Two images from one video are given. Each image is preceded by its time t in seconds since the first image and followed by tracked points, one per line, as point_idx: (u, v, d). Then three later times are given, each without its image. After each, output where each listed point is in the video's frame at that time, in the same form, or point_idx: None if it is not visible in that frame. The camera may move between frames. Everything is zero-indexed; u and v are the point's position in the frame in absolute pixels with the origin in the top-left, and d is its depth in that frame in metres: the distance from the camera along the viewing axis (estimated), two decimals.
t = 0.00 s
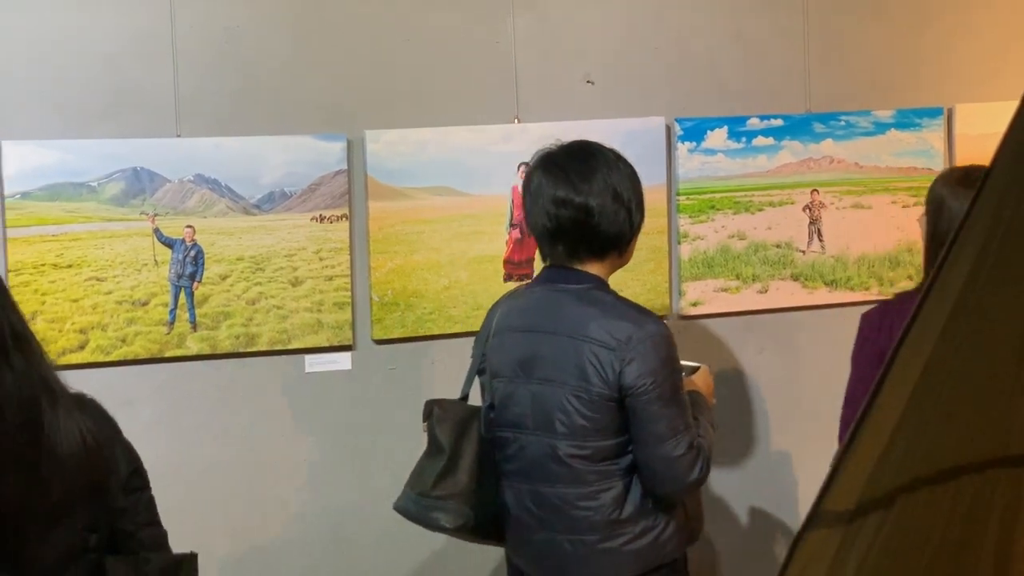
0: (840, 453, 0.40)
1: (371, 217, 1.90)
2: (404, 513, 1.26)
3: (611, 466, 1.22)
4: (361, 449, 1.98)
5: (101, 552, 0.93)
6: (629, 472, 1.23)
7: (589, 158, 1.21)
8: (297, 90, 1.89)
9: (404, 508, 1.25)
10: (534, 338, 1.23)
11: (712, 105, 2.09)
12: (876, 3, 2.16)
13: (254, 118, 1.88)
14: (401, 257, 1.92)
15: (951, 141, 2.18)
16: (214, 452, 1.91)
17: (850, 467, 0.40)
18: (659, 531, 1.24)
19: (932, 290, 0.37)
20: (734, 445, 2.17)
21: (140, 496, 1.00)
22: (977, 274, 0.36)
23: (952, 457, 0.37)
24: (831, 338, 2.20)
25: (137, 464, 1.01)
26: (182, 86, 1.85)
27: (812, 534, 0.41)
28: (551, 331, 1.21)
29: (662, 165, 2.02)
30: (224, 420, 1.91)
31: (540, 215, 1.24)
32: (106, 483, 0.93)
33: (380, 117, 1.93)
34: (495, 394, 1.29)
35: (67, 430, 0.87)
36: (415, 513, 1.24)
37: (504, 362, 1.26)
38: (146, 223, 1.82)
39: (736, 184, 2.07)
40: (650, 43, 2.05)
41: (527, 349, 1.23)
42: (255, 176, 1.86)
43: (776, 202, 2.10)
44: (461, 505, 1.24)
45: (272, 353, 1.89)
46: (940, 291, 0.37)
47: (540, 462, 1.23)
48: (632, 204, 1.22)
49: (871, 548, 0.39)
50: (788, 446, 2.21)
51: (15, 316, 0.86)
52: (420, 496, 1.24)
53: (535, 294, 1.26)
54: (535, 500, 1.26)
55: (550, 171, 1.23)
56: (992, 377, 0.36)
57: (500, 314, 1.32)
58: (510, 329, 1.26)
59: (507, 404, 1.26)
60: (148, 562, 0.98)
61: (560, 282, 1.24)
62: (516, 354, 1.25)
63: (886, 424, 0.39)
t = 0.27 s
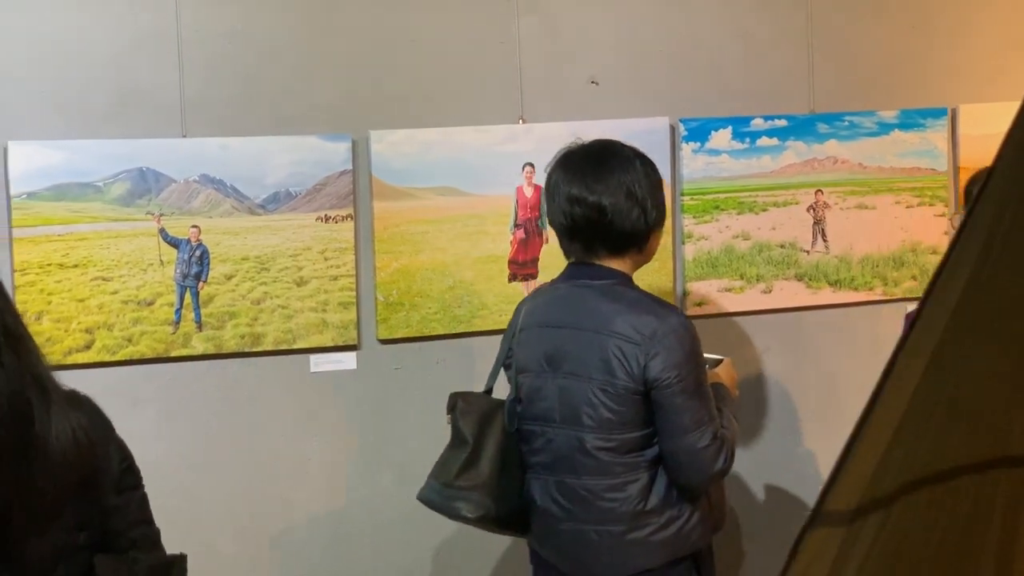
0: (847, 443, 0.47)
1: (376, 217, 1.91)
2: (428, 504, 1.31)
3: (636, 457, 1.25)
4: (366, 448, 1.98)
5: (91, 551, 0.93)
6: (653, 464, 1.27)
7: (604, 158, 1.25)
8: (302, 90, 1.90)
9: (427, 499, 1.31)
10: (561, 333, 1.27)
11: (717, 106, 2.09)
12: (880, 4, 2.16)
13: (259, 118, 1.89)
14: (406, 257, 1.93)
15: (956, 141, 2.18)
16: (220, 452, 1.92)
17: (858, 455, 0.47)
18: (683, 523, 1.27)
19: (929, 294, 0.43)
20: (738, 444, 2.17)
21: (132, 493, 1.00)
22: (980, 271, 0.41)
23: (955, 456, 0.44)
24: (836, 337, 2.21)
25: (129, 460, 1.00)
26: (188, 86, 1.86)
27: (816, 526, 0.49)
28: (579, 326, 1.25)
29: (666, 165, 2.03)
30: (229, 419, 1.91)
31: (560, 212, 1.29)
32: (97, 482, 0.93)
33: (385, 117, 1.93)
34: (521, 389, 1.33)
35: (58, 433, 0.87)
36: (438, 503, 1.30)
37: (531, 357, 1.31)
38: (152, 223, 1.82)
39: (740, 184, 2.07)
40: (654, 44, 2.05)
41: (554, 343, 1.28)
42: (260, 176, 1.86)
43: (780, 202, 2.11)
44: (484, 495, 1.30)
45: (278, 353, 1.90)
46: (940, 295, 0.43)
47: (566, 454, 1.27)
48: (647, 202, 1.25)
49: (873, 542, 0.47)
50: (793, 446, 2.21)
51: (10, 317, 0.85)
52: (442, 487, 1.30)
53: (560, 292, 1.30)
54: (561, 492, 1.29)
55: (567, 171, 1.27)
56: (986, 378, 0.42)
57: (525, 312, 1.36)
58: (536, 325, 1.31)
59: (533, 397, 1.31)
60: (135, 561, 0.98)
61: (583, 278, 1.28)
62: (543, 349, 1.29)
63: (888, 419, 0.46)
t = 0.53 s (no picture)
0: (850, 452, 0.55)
1: (381, 218, 1.91)
2: (455, 501, 1.33)
3: (654, 456, 1.26)
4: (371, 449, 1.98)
5: (71, 557, 0.88)
6: (671, 463, 1.28)
7: (618, 162, 1.27)
8: (307, 91, 1.90)
9: (456, 496, 1.32)
10: (580, 333, 1.28)
11: (721, 107, 2.09)
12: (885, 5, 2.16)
13: (264, 119, 1.89)
14: (411, 257, 1.93)
15: (960, 142, 2.18)
16: (225, 452, 1.92)
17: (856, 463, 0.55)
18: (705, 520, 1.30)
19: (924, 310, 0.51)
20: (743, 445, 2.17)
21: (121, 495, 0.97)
22: (975, 279, 0.49)
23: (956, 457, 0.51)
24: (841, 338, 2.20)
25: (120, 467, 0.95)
26: (193, 88, 1.86)
27: (825, 525, 0.58)
28: (598, 325, 1.26)
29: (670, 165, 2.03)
30: (234, 419, 1.92)
31: (577, 214, 1.31)
32: (79, 484, 0.89)
33: (390, 118, 1.94)
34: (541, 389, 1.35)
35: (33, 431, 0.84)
36: (466, 500, 1.31)
37: (550, 356, 1.32)
38: (157, 224, 1.83)
39: (745, 185, 2.07)
40: (658, 44, 2.05)
41: (573, 343, 1.29)
42: (265, 177, 1.86)
43: (785, 203, 2.10)
44: (510, 492, 1.31)
45: (283, 353, 1.90)
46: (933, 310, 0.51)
47: (584, 452, 1.28)
48: (659, 208, 1.26)
49: (877, 538, 0.54)
50: (798, 448, 2.20)
51: None
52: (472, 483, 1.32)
53: (579, 292, 1.32)
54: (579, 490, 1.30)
55: (584, 174, 1.29)
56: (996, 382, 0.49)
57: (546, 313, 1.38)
58: (556, 325, 1.32)
59: (552, 396, 1.32)
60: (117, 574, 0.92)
61: (601, 279, 1.30)
62: (562, 348, 1.30)
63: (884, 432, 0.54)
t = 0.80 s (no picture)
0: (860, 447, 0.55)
1: (386, 220, 1.91)
2: (468, 492, 1.37)
3: (670, 453, 1.27)
4: (376, 450, 1.98)
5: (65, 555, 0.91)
6: (687, 461, 1.28)
7: (637, 162, 1.29)
8: (312, 93, 1.90)
9: (467, 487, 1.37)
10: (599, 331, 1.30)
11: (726, 109, 2.09)
12: (889, 7, 2.17)
13: (269, 121, 1.89)
14: (416, 259, 1.93)
15: (965, 143, 2.18)
16: (229, 454, 1.92)
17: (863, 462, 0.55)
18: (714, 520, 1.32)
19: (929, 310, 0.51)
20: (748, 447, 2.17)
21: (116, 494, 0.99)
22: (980, 283, 0.48)
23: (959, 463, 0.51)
24: (846, 340, 2.20)
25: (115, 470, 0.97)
26: (198, 90, 1.86)
27: (829, 526, 0.58)
28: (617, 322, 1.28)
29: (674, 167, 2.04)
30: (239, 422, 1.92)
31: (598, 213, 1.34)
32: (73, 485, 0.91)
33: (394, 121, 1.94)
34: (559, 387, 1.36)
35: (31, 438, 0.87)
36: (477, 490, 1.35)
37: (569, 354, 1.34)
38: (162, 227, 1.83)
39: (750, 186, 2.07)
40: (663, 47, 2.05)
41: (592, 340, 1.31)
42: (270, 179, 1.87)
43: (789, 205, 2.10)
44: (521, 483, 1.34)
45: (288, 355, 1.90)
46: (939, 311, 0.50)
47: (600, 448, 1.29)
48: (676, 208, 1.28)
49: (882, 539, 0.54)
50: (803, 451, 2.19)
51: None
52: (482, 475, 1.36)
53: (599, 292, 1.33)
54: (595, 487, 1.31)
55: (605, 173, 1.32)
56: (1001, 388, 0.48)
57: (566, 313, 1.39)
58: (576, 323, 1.34)
59: (569, 393, 1.33)
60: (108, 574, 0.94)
61: (620, 278, 1.32)
62: (582, 346, 1.32)
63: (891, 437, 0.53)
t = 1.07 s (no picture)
0: (864, 434, 0.49)
1: (394, 224, 1.94)
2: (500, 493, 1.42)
3: (701, 450, 1.33)
4: (382, 450, 2.02)
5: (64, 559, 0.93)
6: (717, 456, 1.34)
7: (665, 166, 1.35)
8: (321, 98, 1.93)
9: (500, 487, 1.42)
10: (628, 332, 1.34)
11: (728, 113, 2.12)
12: (888, 13, 2.20)
13: (278, 126, 1.92)
14: (423, 262, 1.96)
15: (963, 147, 2.22)
16: (239, 454, 1.95)
17: (871, 443, 0.48)
18: (762, 510, 1.36)
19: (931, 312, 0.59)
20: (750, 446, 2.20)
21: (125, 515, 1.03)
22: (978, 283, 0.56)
23: (956, 462, 0.45)
24: (846, 341, 2.23)
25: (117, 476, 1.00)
26: (208, 95, 1.89)
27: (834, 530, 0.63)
28: (646, 324, 1.33)
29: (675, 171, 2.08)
30: (248, 422, 1.94)
31: (626, 216, 1.39)
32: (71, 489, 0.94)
33: (401, 126, 1.97)
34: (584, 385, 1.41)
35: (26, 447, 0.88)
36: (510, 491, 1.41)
37: (596, 355, 1.38)
38: (173, 231, 1.85)
39: (752, 190, 2.10)
40: (666, 52, 2.08)
41: (621, 341, 1.35)
42: (279, 183, 1.89)
43: (790, 208, 2.13)
44: (557, 481, 1.39)
45: (297, 356, 1.93)
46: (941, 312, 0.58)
47: (632, 447, 1.34)
48: (703, 210, 1.33)
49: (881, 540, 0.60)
50: (805, 450, 2.22)
51: None
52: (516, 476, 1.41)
53: (625, 293, 1.38)
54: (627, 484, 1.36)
55: (633, 178, 1.37)
56: (992, 375, 0.43)
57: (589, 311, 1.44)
58: (602, 324, 1.38)
59: (596, 393, 1.38)
60: None
61: (648, 279, 1.37)
62: (610, 346, 1.36)
63: (893, 426, 0.47)
